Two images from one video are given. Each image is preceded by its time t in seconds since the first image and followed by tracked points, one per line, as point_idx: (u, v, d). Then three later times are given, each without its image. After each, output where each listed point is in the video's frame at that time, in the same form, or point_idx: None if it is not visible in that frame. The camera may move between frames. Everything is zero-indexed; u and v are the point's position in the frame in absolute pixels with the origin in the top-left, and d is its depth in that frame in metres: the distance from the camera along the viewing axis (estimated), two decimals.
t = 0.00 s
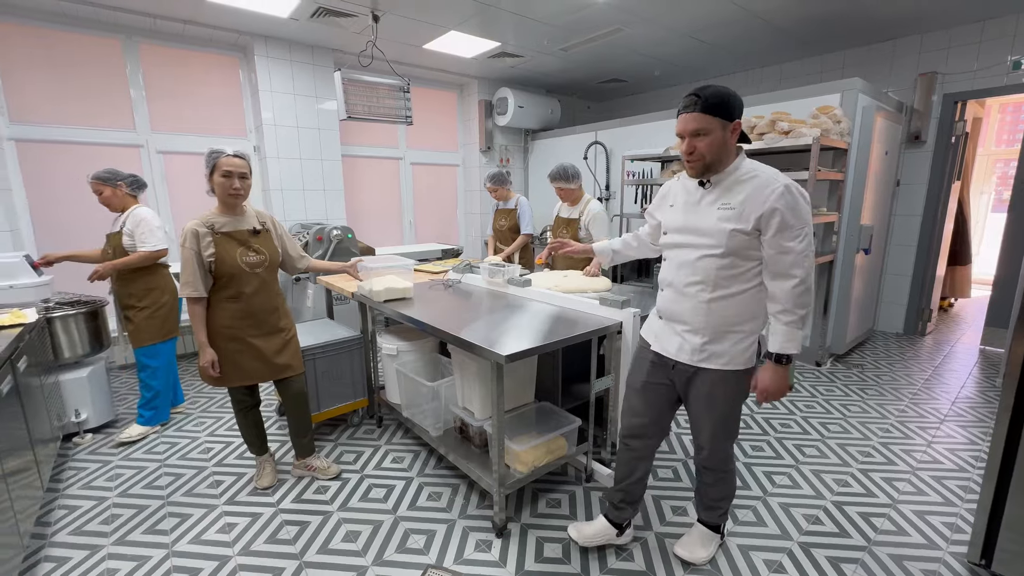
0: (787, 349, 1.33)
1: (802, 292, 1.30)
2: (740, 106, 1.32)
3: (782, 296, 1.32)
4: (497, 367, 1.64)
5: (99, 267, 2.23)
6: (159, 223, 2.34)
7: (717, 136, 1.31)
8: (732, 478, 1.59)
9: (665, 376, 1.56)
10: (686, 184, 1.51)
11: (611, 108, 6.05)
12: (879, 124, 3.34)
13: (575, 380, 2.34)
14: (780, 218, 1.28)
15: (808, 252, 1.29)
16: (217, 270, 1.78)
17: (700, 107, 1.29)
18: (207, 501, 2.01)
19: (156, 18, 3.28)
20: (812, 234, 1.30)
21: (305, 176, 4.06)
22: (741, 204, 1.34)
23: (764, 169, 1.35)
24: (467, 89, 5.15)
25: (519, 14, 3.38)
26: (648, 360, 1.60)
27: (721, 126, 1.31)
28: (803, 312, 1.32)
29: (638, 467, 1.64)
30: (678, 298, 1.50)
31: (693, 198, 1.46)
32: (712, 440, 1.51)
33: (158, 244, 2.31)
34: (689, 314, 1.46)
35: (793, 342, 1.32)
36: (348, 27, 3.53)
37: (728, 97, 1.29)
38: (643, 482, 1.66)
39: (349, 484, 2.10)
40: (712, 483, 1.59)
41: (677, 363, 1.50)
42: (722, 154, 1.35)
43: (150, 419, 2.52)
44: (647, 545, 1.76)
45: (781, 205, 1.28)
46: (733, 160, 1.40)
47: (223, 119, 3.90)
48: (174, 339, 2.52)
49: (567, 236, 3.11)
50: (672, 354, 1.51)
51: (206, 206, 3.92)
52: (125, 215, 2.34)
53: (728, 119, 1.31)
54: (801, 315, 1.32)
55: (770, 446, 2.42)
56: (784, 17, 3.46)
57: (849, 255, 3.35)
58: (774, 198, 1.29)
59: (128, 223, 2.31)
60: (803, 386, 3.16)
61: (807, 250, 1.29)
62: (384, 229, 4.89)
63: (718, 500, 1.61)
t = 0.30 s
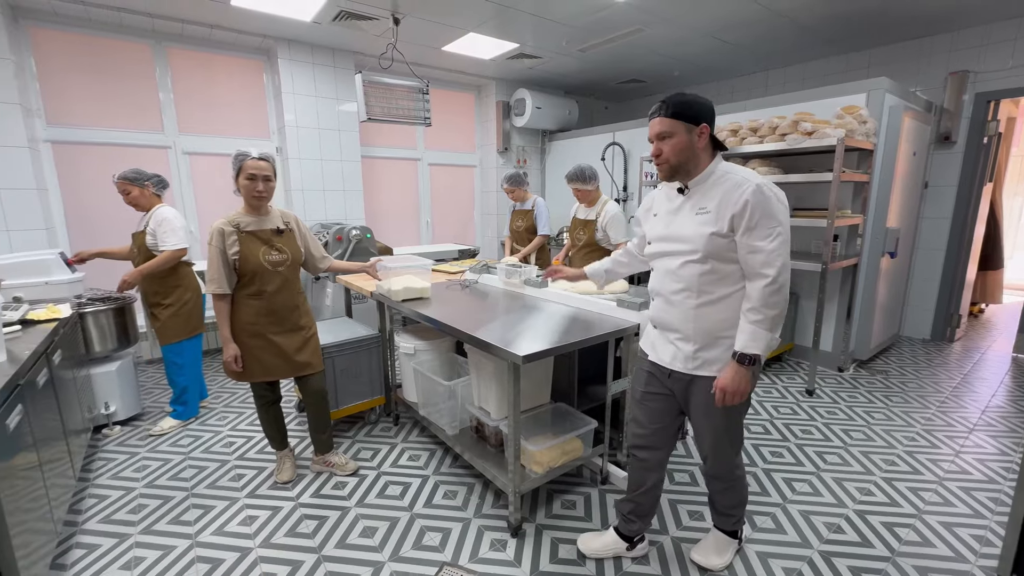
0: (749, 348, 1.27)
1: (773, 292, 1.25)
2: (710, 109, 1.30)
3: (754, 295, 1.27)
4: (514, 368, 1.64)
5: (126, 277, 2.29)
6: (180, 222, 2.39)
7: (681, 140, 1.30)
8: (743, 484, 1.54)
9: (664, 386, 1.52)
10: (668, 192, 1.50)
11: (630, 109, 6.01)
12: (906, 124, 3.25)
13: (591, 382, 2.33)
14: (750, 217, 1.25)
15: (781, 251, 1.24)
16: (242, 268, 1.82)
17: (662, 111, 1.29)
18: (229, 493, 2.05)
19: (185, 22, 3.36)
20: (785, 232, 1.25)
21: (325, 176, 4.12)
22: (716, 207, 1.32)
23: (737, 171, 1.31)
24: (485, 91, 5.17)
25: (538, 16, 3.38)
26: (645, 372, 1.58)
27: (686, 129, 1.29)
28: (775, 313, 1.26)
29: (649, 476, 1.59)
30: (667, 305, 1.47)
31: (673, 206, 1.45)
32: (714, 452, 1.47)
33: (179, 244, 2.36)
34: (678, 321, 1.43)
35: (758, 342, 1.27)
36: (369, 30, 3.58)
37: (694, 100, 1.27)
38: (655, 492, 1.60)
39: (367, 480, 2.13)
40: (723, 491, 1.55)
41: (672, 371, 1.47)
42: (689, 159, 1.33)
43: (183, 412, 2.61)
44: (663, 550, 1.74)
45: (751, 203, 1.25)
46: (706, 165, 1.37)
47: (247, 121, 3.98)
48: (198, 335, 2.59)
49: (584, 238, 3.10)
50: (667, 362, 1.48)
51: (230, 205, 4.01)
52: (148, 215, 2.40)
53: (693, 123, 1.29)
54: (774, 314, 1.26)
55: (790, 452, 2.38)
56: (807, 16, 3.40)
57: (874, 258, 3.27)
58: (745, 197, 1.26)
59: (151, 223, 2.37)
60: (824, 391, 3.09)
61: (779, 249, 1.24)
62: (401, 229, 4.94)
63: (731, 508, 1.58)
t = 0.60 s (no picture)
0: (732, 336, 1.24)
1: (752, 279, 1.20)
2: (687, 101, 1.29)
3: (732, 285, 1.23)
4: (534, 366, 1.64)
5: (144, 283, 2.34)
6: (198, 222, 2.41)
7: (662, 131, 1.28)
8: (753, 484, 1.49)
9: (657, 386, 1.50)
10: (647, 189, 1.48)
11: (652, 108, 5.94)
12: (941, 121, 3.14)
13: (611, 382, 2.31)
14: (724, 204, 1.22)
15: (758, 236, 1.20)
16: (270, 264, 1.86)
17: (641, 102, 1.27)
18: (255, 484, 2.10)
19: (215, 25, 3.45)
20: (761, 216, 1.21)
21: (348, 175, 4.18)
22: (693, 197, 1.30)
23: (710, 161, 1.30)
24: (505, 90, 5.18)
25: (560, 14, 3.37)
26: (638, 373, 1.55)
27: (666, 121, 1.28)
28: (754, 301, 1.22)
29: (659, 476, 1.56)
30: (651, 301, 1.43)
31: (651, 202, 1.43)
32: (713, 453, 1.42)
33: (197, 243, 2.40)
34: (663, 316, 1.40)
35: (739, 331, 1.23)
36: (392, 30, 3.61)
37: (671, 92, 1.26)
38: (669, 492, 1.58)
39: (387, 475, 2.15)
40: (732, 492, 1.51)
41: (664, 370, 1.44)
42: (668, 151, 1.32)
43: (209, 406, 2.68)
44: (684, 553, 1.71)
45: (724, 189, 1.22)
46: (682, 158, 1.36)
47: (273, 120, 4.07)
48: (224, 332, 2.65)
49: (604, 238, 3.08)
50: (657, 362, 1.45)
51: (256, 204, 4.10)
52: (170, 213, 2.45)
53: (673, 115, 1.28)
54: (754, 302, 1.22)
55: (815, 458, 2.32)
56: (837, 10, 3.31)
57: (905, 260, 3.17)
58: (718, 184, 1.24)
59: (172, 222, 2.42)
60: (851, 396, 3.00)
61: (754, 234, 1.20)
62: (421, 227, 4.99)
63: (745, 509, 1.54)
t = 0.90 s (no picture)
0: (720, 332, 1.20)
1: (746, 275, 1.17)
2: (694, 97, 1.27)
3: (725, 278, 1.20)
4: (552, 365, 1.63)
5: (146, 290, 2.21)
6: (203, 226, 2.39)
7: (668, 127, 1.25)
8: (755, 489, 1.43)
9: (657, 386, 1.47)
10: (645, 185, 1.44)
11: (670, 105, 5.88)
12: (972, 117, 3.04)
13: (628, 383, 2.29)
14: (723, 199, 1.20)
15: (756, 233, 1.17)
16: (291, 261, 1.89)
17: (649, 96, 1.24)
18: (276, 477, 2.14)
19: (239, 27, 3.51)
20: (760, 213, 1.19)
21: (366, 174, 4.23)
22: (692, 192, 1.27)
23: (712, 157, 1.27)
24: (522, 88, 5.17)
25: (578, 11, 3.35)
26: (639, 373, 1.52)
27: (672, 117, 1.25)
28: (748, 296, 1.18)
29: (670, 477, 1.54)
30: (647, 297, 1.40)
31: (649, 196, 1.39)
32: (710, 456, 1.37)
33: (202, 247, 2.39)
34: (658, 311, 1.37)
35: (729, 325, 1.19)
36: (411, 30, 3.64)
37: (679, 86, 1.23)
38: (682, 494, 1.55)
39: (405, 471, 2.17)
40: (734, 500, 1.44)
41: (661, 368, 1.42)
42: (671, 147, 1.29)
43: (231, 401, 2.74)
44: (702, 556, 1.69)
45: (724, 183, 1.19)
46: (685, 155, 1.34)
47: (293, 120, 4.13)
48: (244, 331, 2.70)
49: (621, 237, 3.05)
50: (654, 359, 1.42)
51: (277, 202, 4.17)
52: (183, 216, 2.46)
53: (679, 111, 1.26)
54: (748, 297, 1.19)
55: (838, 462, 2.28)
56: (863, 4, 3.22)
57: (933, 261, 3.08)
58: (718, 179, 1.21)
59: (185, 225, 2.43)
60: (875, 400, 2.93)
61: (753, 230, 1.17)
62: (438, 226, 5.02)
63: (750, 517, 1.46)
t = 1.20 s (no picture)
0: (731, 334, 1.18)
1: (759, 276, 1.15)
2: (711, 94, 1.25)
3: (737, 279, 1.17)
4: (564, 364, 1.63)
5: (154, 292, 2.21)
6: (214, 232, 2.40)
7: (682, 124, 1.24)
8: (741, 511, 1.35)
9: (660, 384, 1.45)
10: (658, 178, 1.42)
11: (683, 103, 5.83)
12: (997, 113, 2.96)
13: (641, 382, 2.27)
14: (740, 198, 1.17)
15: (771, 234, 1.15)
16: (306, 260, 1.92)
17: (665, 91, 1.23)
18: (290, 474, 2.17)
19: (254, 29, 3.56)
20: (775, 214, 1.17)
21: (379, 173, 4.25)
22: (707, 189, 1.25)
23: (729, 155, 1.25)
24: (534, 87, 5.16)
25: (591, 10, 3.33)
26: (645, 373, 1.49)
27: (687, 113, 1.24)
28: (760, 298, 1.16)
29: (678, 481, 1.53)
30: (654, 293, 1.38)
31: (662, 191, 1.37)
32: (702, 462, 1.32)
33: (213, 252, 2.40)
34: (665, 310, 1.35)
35: (740, 327, 1.17)
36: (424, 30, 3.65)
37: (696, 82, 1.21)
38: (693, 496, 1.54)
39: (417, 469, 2.18)
40: (717, 517, 1.36)
41: (665, 367, 1.39)
42: (686, 143, 1.27)
43: (246, 397, 2.78)
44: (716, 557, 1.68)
45: (742, 182, 1.17)
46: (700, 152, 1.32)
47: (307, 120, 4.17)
48: (260, 328, 2.74)
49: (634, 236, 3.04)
50: (659, 358, 1.40)
51: (291, 202, 4.22)
52: (193, 220, 2.46)
53: (695, 108, 1.24)
54: (760, 299, 1.16)
55: (855, 465, 2.24)
56: None
57: (955, 261, 3.01)
58: (735, 178, 1.19)
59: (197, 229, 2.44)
60: (894, 403, 2.88)
61: (768, 231, 1.15)
62: (449, 225, 5.04)
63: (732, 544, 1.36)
